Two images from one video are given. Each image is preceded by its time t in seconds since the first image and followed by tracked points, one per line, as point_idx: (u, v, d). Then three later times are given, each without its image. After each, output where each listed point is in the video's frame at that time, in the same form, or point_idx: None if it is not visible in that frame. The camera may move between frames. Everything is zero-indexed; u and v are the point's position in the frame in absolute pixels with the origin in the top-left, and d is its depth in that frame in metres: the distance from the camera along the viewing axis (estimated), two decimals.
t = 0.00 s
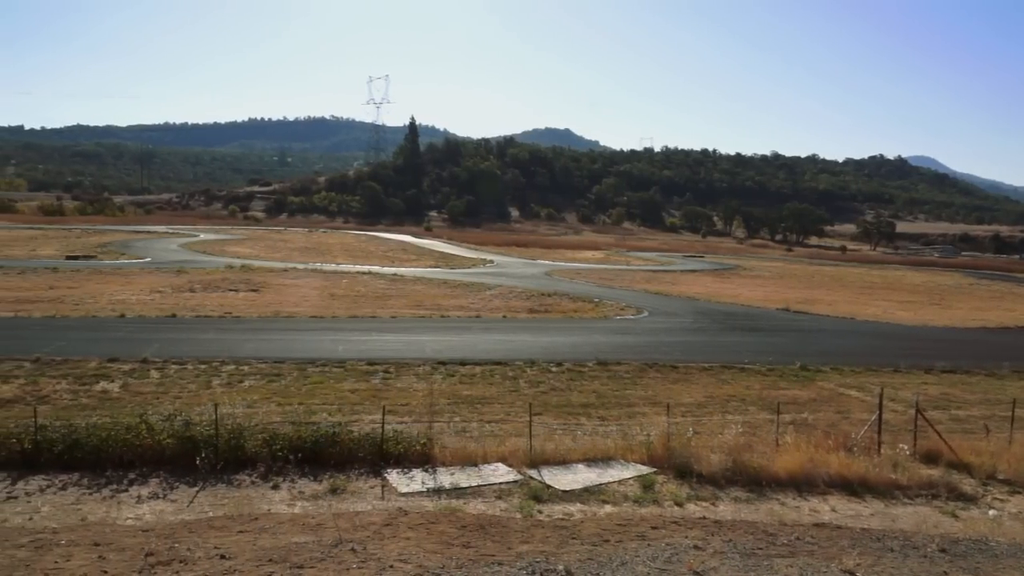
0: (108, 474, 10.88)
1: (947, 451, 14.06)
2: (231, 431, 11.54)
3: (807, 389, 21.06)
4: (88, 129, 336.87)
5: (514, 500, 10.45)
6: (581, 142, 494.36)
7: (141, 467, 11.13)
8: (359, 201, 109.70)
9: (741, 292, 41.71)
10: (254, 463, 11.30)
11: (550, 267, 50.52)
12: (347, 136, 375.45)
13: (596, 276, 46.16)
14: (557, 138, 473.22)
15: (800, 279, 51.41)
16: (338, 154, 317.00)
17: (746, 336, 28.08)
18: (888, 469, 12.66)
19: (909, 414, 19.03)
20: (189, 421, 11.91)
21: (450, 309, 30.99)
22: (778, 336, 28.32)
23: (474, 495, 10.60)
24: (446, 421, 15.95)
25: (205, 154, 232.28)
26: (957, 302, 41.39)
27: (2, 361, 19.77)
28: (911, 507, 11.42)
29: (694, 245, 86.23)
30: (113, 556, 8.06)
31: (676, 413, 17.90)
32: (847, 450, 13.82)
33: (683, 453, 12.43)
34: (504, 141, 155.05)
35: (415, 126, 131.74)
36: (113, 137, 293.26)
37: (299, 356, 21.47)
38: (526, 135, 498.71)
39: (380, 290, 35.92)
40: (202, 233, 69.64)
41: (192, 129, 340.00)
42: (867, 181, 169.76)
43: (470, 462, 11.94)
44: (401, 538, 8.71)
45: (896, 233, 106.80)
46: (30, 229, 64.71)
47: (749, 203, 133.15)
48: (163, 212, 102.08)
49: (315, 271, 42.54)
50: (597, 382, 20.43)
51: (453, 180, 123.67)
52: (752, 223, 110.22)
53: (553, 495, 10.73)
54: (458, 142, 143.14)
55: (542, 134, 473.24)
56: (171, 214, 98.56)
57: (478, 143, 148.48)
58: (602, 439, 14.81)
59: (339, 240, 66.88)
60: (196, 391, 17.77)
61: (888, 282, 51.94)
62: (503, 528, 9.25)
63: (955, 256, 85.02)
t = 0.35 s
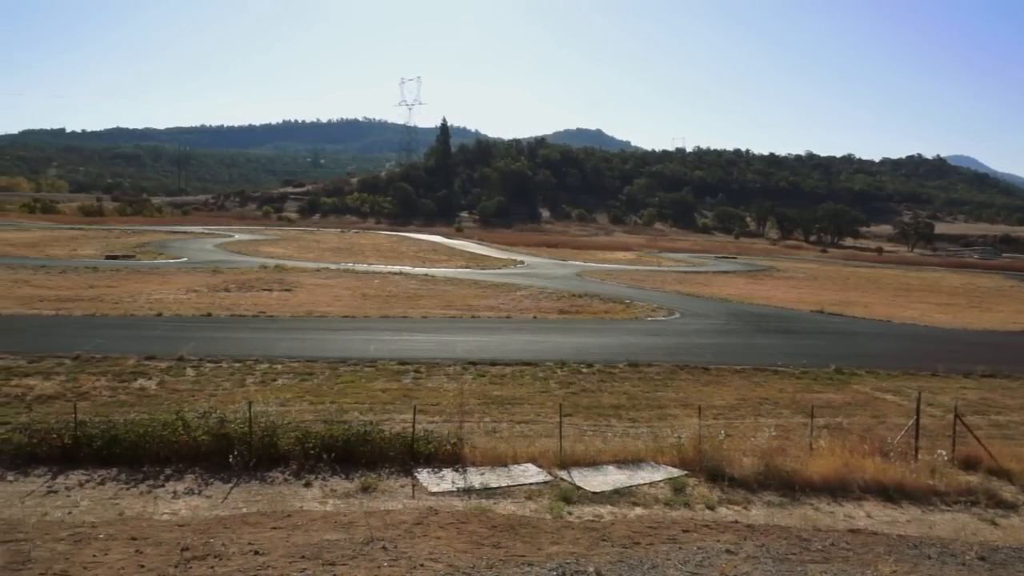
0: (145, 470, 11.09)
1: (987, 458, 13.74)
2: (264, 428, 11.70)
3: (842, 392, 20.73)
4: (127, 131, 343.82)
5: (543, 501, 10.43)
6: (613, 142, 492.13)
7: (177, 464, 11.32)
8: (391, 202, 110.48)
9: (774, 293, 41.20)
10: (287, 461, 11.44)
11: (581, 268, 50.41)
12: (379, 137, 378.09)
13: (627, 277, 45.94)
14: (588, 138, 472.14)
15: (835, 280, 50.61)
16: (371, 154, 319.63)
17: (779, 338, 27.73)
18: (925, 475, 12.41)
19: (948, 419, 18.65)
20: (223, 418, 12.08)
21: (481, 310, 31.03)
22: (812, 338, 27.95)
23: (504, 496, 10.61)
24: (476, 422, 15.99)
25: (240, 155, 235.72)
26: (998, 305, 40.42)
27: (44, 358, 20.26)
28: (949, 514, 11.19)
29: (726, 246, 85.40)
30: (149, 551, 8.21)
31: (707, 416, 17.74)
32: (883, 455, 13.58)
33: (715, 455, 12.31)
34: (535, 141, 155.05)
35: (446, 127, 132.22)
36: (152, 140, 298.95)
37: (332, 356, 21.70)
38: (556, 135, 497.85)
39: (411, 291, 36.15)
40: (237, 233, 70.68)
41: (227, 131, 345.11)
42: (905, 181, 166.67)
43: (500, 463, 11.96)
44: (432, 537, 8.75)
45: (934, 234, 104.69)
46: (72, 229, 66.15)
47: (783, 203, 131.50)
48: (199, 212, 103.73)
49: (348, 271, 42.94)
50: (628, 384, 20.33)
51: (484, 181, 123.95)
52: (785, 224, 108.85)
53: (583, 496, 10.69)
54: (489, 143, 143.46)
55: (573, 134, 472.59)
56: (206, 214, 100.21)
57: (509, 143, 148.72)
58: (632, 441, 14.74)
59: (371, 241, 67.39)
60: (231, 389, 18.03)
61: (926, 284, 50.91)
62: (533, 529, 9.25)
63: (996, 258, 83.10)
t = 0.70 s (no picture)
0: (181, 466, 11.28)
1: None
2: (297, 426, 11.82)
3: (879, 396, 20.34)
4: (165, 133, 350.14)
5: (574, 503, 10.39)
6: (645, 142, 488.98)
7: (211, 460, 11.49)
8: (423, 202, 111.07)
9: (809, 295, 40.60)
10: (319, 458, 11.56)
11: (611, 268, 50.23)
12: (411, 138, 380.09)
13: (659, 278, 45.58)
14: (620, 138, 470.29)
15: (872, 282, 49.68)
16: (403, 155, 322.01)
17: (813, 340, 27.32)
18: (964, 481, 12.13)
19: (988, 424, 18.22)
20: (257, 416, 12.23)
21: (511, 310, 31.02)
22: (848, 341, 27.47)
23: (534, 496, 10.59)
24: (506, 422, 15.97)
25: (275, 157, 238.67)
26: None
27: (83, 355, 20.69)
28: (990, 521, 10.91)
29: (760, 246, 84.36)
30: (185, 546, 8.33)
31: (740, 418, 17.54)
32: (921, 461, 13.30)
33: (747, 459, 12.18)
34: (566, 142, 154.77)
35: (478, 128, 132.52)
36: (189, 141, 304.30)
37: (364, 355, 21.87)
38: (588, 135, 495.68)
39: (442, 291, 36.29)
40: (271, 233, 71.49)
41: (261, 133, 349.57)
42: (944, 181, 163.15)
43: (531, 463, 11.95)
44: (462, 537, 8.75)
45: (975, 235, 102.35)
46: (111, 230, 67.47)
47: (817, 204, 129.54)
48: (234, 213, 105.30)
49: (379, 271, 43.22)
50: (659, 386, 20.18)
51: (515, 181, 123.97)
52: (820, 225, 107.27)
53: (614, 498, 10.64)
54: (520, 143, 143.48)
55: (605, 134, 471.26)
56: (241, 215, 101.64)
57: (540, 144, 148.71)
58: (663, 443, 14.64)
59: (402, 241, 67.70)
60: (264, 387, 18.26)
61: (966, 286, 49.77)
62: (563, 530, 9.21)
63: None
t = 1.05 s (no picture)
0: (215, 463, 11.44)
1: None
2: (329, 425, 11.93)
3: (916, 400, 19.94)
4: (201, 135, 355.91)
5: (604, 504, 10.34)
6: (677, 142, 485.24)
7: (245, 457, 11.64)
8: (454, 202, 111.45)
9: (844, 297, 39.94)
10: (351, 457, 11.65)
11: (643, 269, 49.91)
12: (442, 138, 381.37)
13: (691, 279, 45.17)
14: (651, 138, 467.36)
15: (910, 284, 48.71)
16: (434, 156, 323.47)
17: (849, 343, 26.88)
18: (1005, 488, 11.83)
19: None
20: (290, 415, 12.37)
21: (542, 311, 30.97)
22: (884, 344, 26.97)
23: (564, 497, 10.56)
24: (537, 423, 15.95)
25: (308, 158, 241.13)
26: None
27: (121, 353, 21.10)
28: None
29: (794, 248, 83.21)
30: (220, 542, 8.45)
31: (773, 421, 17.32)
32: (960, 467, 13.01)
33: (781, 462, 12.00)
34: (597, 142, 154.10)
35: (509, 129, 132.59)
36: (224, 142, 308.95)
37: (395, 354, 21.99)
38: (619, 135, 493.28)
39: (473, 291, 36.37)
40: (304, 233, 72.29)
41: (295, 135, 353.68)
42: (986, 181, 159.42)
43: (561, 464, 11.91)
44: (492, 537, 8.75)
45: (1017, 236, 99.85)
46: (148, 230, 68.78)
47: (853, 204, 127.43)
48: (268, 213, 106.68)
49: (411, 271, 43.46)
50: (691, 387, 20.00)
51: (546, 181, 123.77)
52: (857, 226, 105.54)
53: (644, 500, 10.56)
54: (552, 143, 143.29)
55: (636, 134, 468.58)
56: (275, 215, 102.95)
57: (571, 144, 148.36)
58: (695, 445, 14.51)
59: (434, 241, 67.96)
60: (297, 386, 18.45)
61: (1008, 288, 48.57)
62: (594, 531, 9.18)
63: None
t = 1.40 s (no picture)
0: (249, 460, 11.60)
1: None
2: (361, 424, 12.04)
3: (954, 404, 19.54)
4: (236, 137, 360.85)
5: (635, 506, 10.28)
6: (709, 142, 480.73)
7: (278, 455, 11.78)
8: (484, 203, 111.71)
9: (880, 299, 39.27)
10: (382, 456, 11.74)
11: (674, 270, 49.56)
12: (472, 138, 382.30)
13: (723, 280, 44.74)
14: (683, 138, 464.18)
15: (948, 286, 47.73)
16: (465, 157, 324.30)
17: (885, 345, 26.43)
18: None
19: None
20: (322, 413, 12.50)
21: (572, 311, 30.90)
22: (921, 347, 26.47)
23: (594, 499, 10.53)
24: (567, 424, 15.93)
25: (340, 159, 243.32)
26: None
27: (157, 351, 21.50)
28: None
29: (828, 248, 82.01)
30: (254, 538, 8.56)
31: (807, 424, 17.10)
32: (999, 472, 12.72)
33: (814, 466, 11.84)
34: (628, 142, 153.37)
35: (539, 129, 132.49)
36: (258, 144, 313.13)
37: (426, 355, 22.09)
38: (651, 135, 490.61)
39: (503, 292, 36.41)
40: (337, 234, 73.01)
41: (327, 137, 357.09)
42: None
43: (591, 465, 11.87)
44: (523, 537, 8.76)
45: None
46: (185, 231, 69.94)
47: (889, 204, 125.24)
48: (301, 214, 107.90)
49: (442, 272, 43.63)
50: (722, 390, 19.81)
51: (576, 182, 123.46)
52: (893, 226, 103.74)
53: (675, 503, 10.49)
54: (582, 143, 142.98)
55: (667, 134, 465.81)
56: (308, 215, 104.10)
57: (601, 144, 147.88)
58: (727, 448, 14.37)
59: (464, 242, 68.16)
60: (328, 385, 18.63)
61: None
62: (624, 534, 9.14)
63: None
